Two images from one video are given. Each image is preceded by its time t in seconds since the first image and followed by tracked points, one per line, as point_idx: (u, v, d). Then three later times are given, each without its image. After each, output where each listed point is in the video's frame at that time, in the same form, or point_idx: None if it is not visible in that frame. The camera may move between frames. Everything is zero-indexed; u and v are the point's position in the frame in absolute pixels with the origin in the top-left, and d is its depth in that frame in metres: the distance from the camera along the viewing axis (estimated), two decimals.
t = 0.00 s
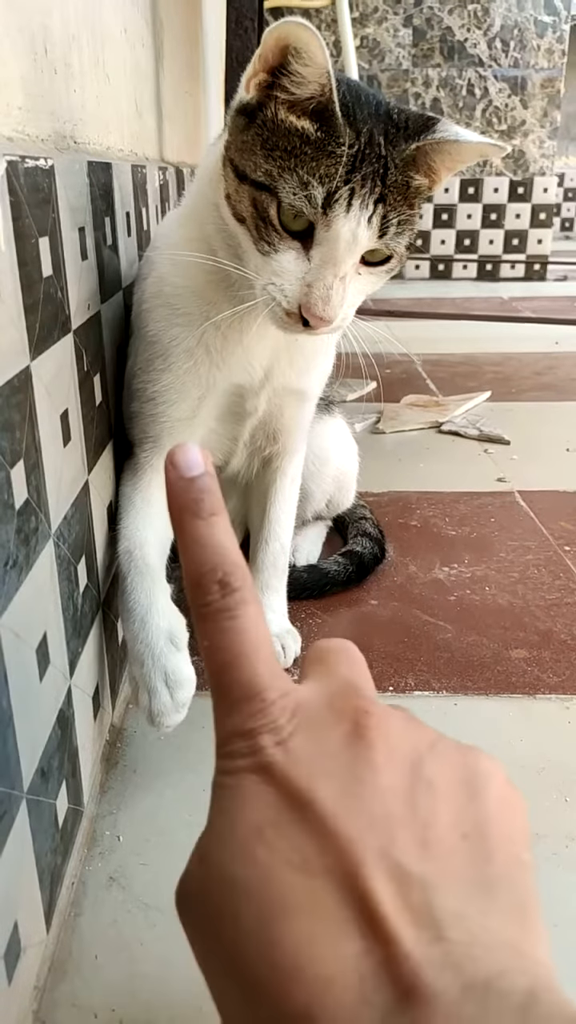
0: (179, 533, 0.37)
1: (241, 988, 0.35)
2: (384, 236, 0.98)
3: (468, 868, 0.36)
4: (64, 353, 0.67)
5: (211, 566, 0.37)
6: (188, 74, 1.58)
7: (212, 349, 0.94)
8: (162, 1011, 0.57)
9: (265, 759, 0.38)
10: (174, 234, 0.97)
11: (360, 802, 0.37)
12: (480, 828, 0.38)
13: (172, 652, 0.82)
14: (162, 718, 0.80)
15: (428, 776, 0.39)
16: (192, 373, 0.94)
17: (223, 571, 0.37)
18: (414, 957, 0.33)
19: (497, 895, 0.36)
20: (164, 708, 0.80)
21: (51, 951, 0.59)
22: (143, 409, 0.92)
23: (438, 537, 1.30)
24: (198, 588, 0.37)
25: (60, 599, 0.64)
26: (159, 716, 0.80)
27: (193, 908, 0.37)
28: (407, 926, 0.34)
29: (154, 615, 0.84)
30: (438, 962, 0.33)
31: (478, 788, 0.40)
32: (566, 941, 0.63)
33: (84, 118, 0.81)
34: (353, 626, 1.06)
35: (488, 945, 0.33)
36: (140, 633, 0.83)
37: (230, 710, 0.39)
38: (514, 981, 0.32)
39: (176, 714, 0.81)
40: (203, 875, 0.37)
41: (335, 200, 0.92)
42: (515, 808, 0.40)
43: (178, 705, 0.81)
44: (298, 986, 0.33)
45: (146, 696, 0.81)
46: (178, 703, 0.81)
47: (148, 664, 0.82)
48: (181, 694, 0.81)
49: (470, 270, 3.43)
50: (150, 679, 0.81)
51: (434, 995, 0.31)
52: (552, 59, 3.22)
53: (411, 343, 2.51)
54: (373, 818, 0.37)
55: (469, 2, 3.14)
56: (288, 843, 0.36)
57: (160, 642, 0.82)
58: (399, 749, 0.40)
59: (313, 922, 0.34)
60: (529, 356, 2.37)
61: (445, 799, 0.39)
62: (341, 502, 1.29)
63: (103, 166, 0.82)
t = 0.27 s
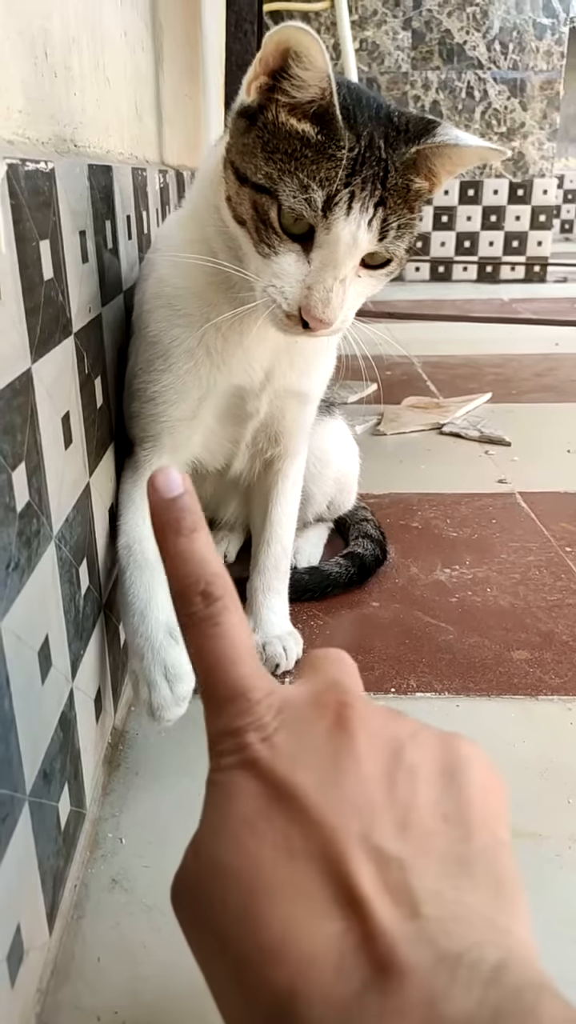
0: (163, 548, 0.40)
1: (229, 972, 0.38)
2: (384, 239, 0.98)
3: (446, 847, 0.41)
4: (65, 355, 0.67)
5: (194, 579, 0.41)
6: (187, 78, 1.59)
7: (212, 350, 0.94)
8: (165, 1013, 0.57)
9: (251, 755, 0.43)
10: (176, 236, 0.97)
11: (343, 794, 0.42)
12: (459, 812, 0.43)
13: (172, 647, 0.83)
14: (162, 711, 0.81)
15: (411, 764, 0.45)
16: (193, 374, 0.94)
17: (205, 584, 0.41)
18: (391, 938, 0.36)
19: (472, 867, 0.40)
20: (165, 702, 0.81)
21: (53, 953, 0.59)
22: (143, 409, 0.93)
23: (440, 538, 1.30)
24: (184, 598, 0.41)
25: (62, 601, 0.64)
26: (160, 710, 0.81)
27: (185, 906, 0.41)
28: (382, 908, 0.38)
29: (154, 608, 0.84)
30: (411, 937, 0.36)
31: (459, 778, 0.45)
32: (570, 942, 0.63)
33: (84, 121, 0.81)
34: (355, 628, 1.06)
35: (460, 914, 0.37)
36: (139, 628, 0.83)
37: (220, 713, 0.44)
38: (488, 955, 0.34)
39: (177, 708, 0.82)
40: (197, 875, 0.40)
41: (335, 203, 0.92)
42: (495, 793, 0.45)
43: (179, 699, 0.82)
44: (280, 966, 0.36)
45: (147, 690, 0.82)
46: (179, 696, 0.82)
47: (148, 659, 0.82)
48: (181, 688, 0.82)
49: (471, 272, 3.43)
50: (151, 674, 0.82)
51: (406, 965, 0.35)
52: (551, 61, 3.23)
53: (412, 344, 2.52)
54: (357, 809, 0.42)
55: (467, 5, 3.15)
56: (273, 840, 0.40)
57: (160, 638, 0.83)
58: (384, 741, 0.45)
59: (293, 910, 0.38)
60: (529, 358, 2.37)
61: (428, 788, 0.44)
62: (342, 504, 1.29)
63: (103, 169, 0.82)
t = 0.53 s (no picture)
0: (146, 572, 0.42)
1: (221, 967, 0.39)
2: (385, 238, 0.98)
3: (428, 837, 0.43)
4: (66, 352, 0.67)
5: (174, 600, 0.42)
6: (188, 74, 1.58)
7: (212, 344, 0.95)
8: (165, 1011, 0.57)
9: (235, 760, 0.45)
10: (177, 231, 0.97)
11: (327, 789, 0.44)
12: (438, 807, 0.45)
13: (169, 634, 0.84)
14: (159, 697, 0.83)
15: (389, 763, 0.47)
16: (193, 368, 0.95)
17: (185, 603, 0.42)
18: (368, 922, 0.37)
19: (455, 856, 0.42)
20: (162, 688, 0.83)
21: (54, 951, 0.59)
22: (143, 403, 0.93)
23: (441, 536, 1.30)
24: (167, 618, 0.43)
25: (63, 598, 0.64)
26: (157, 696, 0.83)
27: (180, 910, 0.42)
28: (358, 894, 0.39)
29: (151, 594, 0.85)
30: (387, 920, 0.37)
31: (435, 778, 0.48)
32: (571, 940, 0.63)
33: (85, 117, 0.81)
34: (356, 626, 1.06)
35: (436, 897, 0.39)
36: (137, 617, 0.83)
37: (203, 723, 0.45)
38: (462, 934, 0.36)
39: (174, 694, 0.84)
40: (189, 877, 0.42)
41: (337, 201, 0.91)
42: (470, 789, 0.48)
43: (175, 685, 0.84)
44: (269, 957, 0.37)
45: (144, 676, 0.84)
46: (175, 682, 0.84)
47: (145, 645, 0.84)
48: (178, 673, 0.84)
49: (471, 270, 3.47)
50: (148, 660, 0.84)
51: (381, 947, 0.36)
52: (553, 58, 3.21)
53: (412, 342, 2.51)
54: (341, 804, 0.43)
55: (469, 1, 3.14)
56: (259, 837, 0.42)
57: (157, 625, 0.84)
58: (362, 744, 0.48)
59: (279, 902, 0.39)
60: (531, 355, 2.37)
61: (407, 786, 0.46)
62: (342, 501, 1.29)
63: (104, 165, 0.82)
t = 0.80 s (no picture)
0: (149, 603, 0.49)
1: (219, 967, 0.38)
2: (389, 235, 0.98)
3: (420, 831, 0.42)
4: (67, 348, 0.67)
5: (171, 630, 0.48)
6: (189, 71, 1.58)
7: (214, 338, 0.95)
8: (167, 1010, 0.56)
9: (231, 761, 0.46)
10: (180, 224, 0.97)
11: (315, 789, 0.43)
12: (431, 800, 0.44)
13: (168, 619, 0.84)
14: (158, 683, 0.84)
15: (379, 763, 0.46)
16: (194, 361, 0.95)
17: (183, 632, 0.48)
18: (358, 910, 0.37)
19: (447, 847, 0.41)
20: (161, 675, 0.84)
21: (55, 948, 0.59)
22: (144, 395, 0.93)
23: (442, 534, 1.30)
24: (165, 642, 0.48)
25: (64, 595, 0.64)
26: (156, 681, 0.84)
27: (180, 915, 0.41)
28: (348, 883, 0.38)
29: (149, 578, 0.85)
30: (375, 908, 0.37)
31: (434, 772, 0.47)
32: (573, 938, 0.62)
33: (86, 113, 0.80)
34: (356, 623, 1.05)
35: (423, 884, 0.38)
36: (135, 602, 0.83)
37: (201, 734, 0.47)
38: (450, 918, 0.36)
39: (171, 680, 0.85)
40: (187, 879, 0.41)
41: (341, 197, 0.91)
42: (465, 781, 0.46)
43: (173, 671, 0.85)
44: (261, 951, 0.37)
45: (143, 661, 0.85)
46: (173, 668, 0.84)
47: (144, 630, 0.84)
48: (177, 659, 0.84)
49: (472, 267, 3.47)
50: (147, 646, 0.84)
51: (368, 933, 0.36)
52: (555, 55, 3.21)
53: (413, 340, 2.51)
54: (331, 802, 0.43)
55: None
56: (256, 837, 0.41)
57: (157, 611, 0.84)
58: (351, 745, 0.47)
59: (272, 897, 0.38)
60: (532, 352, 2.36)
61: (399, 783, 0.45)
62: (344, 499, 1.29)
63: (105, 161, 0.82)
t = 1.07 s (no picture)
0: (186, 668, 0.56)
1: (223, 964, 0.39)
2: (393, 235, 0.98)
3: (422, 824, 0.41)
4: (70, 346, 0.67)
5: (202, 685, 0.54)
6: (192, 70, 1.58)
7: (217, 334, 0.94)
8: (171, 1008, 0.56)
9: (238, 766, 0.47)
10: (184, 220, 0.97)
11: (317, 790, 0.43)
12: (435, 791, 0.43)
13: (168, 599, 0.83)
14: (163, 667, 0.81)
15: (384, 759, 0.45)
16: (197, 358, 0.94)
17: (210, 685, 0.53)
18: (358, 904, 0.37)
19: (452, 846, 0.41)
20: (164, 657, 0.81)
21: (58, 947, 0.59)
22: (147, 391, 0.93)
23: (445, 533, 1.29)
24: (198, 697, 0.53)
25: (67, 594, 0.63)
26: (159, 664, 0.81)
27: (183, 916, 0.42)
28: (348, 877, 0.39)
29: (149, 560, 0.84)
30: (375, 900, 0.37)
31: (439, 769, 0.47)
32: None
33: (88, 111, 0.80)
34: (359, 622, 1.05)
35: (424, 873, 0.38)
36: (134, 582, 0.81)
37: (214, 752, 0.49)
38: (450, 908, 0.36)
39: (175, 662, 0.81)
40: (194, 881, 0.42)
41: (346, 196, 0.91)
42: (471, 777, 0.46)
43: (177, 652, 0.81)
44: (265, 945, 0.38)
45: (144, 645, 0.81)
46: (177, 651, 0.82)
47: (144, 611, 0.82)
48: (180, 639, 0.81)
49: (475, 266, 3.46)
50: (148, 628, 0.81)
51: (369, 923, 0.36)
52: (557, 53, 3.21)
53: (416, 339, 2.50)
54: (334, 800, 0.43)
55: None
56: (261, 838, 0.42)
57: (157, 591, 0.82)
58: (357, 744, 0.46)
59: (275, 895, 0.39)
60: (535, 351, 2.36)
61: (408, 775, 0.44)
62: (347, 498, 1.29)
63: (107, 160, 0.82)
